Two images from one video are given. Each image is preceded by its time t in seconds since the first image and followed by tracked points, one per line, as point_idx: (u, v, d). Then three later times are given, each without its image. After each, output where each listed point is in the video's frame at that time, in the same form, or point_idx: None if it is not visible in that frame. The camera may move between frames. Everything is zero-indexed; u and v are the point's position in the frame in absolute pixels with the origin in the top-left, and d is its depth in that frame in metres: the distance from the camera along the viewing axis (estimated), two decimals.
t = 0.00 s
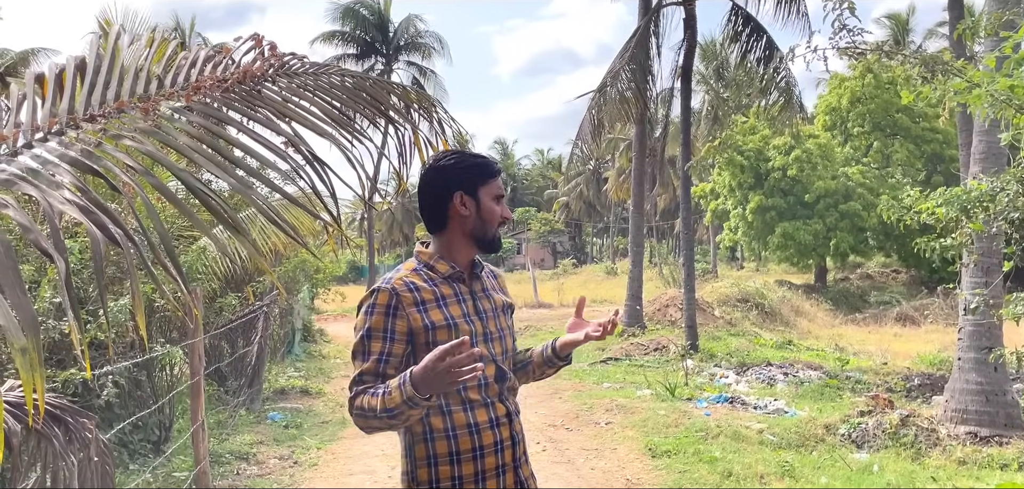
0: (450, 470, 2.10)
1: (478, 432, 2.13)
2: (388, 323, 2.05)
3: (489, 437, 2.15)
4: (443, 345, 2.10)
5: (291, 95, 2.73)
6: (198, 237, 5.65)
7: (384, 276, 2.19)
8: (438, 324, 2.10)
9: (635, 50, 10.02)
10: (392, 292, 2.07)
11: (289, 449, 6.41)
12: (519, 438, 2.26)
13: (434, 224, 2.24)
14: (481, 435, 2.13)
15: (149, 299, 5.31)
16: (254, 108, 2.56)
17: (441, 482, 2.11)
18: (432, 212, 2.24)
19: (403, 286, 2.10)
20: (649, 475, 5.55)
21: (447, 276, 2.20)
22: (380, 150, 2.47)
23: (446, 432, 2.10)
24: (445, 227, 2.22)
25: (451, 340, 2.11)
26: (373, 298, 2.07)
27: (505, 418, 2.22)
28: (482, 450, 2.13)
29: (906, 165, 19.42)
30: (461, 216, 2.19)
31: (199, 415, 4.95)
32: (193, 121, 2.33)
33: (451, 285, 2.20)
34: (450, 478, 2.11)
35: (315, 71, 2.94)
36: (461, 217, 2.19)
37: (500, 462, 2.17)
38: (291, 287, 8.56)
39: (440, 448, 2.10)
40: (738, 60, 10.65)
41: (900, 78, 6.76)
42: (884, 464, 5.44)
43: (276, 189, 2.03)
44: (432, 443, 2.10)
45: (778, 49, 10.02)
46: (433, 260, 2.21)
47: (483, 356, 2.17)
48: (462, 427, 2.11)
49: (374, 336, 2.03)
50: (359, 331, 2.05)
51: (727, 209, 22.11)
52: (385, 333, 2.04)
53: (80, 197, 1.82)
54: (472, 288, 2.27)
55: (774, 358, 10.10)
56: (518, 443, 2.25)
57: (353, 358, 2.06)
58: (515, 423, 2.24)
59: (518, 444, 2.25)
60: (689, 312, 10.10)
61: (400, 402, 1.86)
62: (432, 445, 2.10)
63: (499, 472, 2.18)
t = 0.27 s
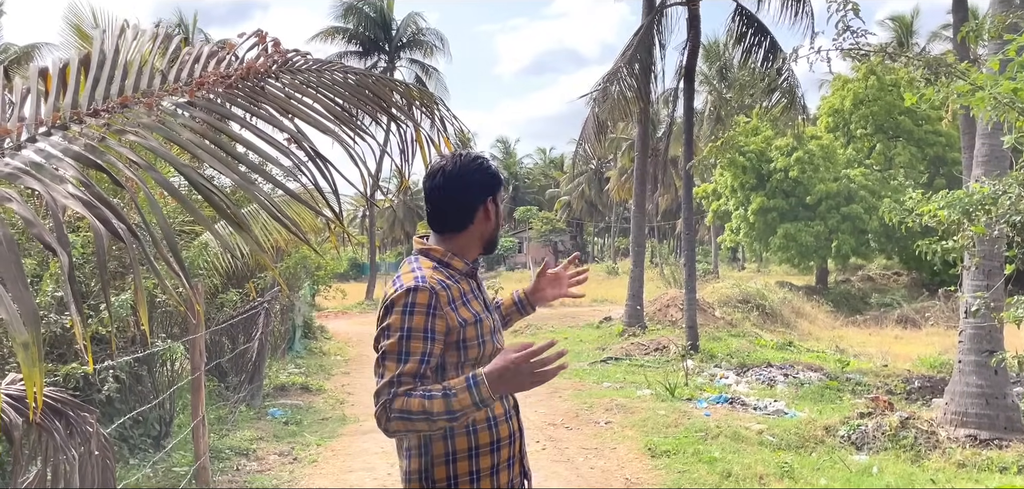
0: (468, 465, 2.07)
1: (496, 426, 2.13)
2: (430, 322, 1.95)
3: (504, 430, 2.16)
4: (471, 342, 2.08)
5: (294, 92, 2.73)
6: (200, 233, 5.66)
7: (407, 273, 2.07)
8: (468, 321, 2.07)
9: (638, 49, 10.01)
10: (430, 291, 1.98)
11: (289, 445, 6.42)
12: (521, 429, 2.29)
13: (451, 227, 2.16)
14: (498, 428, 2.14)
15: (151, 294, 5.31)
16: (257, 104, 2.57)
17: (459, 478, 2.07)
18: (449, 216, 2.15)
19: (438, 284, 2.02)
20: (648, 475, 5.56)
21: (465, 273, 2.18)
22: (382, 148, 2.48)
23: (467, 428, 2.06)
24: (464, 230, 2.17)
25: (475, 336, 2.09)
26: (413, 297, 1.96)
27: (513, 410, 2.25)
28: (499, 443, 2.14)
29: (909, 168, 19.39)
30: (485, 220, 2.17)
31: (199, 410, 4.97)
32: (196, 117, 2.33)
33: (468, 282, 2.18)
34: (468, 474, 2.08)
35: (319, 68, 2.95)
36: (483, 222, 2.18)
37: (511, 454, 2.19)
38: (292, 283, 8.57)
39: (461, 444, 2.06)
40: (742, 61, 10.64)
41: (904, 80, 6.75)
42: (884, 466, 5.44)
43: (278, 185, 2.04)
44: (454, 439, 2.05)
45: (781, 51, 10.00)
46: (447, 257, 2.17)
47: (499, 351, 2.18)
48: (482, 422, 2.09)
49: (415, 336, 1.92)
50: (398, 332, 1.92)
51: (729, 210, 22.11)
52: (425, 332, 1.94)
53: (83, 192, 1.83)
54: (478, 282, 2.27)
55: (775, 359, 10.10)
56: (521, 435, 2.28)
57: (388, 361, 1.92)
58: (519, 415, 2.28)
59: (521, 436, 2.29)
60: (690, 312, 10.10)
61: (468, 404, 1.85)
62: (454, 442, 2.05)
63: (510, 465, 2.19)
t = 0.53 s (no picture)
0: (480, 462, 2.07)
1: (506, 422, 2.14)
2: (466, 320, 1.94)
3: (511, 426, 2.17)
4: (491, 339, 2.09)
5: (296, 90, 2.74)
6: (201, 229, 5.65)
7: (431, 272, 2.03)
8: (489, 319, 2.08)
9: (640, 49, 10.00)
10: (463, 290, 1.96)
11: (288, 442, 6.43)
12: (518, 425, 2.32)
13: (461, 227, 2.18)
14: (508, 424, 2.15)
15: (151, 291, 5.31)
16: (259, 101, 2.57)
17: (470, 476, 2.06)
18: (458, 217, 2.17)
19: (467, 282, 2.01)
20: (647, 474, 5.57)
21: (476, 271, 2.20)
22: (383, 145, 2.48)
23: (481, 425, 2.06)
24: (474, 229, 2.19)
25: (494, 333, 2.10)
26: (451, 295, 1.93)
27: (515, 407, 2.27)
28: (507, 440, 2.15)
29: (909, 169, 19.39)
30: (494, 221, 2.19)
31: (199, 406, 4.97)
32: (198, 114, 2.34)
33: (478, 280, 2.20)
34: (480, 471, 2.07)
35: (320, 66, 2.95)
36: (493, 221, 2.20)
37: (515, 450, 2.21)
38: (293, 280, 8.58)
39: (476, 442, 2.06)
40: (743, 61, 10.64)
41: (905, 81, 6.74)
42: (882, 468, 5.45)
43: (280, 183, 2.04)
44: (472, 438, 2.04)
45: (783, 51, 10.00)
46: (460, 256, 2.17)
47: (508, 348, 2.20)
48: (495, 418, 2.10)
49: (454, 334, 1.90)
50: (439, 332, 1.89)
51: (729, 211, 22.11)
52: (462, 331, 1.92)
53: (85, 188, 1.83)
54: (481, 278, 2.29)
55: (774, 360, 10.11)
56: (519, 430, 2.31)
57: (429, 362, 1.88)
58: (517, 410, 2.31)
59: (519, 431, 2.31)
60: (689, 312, 10.11)
61: (522, 397, 1.93)
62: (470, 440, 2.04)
63: (514, 461, 2.21)
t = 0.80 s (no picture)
0: (478, 462, 2.07)
1: (505, 424, 2.15)
2: (468, 319, 1.94)
3: (510, 427, 2.18)
4: (494, 340, 2.09)
5: (296, 89, 2.74)
6: (200, 227, 5.65)
7: (434, 272, 2.04)
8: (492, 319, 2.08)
9: (640, 49, 10.00)
10: (465, 290, 1.97)
11: (286, 441, 6.44)
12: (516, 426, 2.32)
13: (464, 228, 2.18)
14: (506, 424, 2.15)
15: (150, 288, 5.31)
16: (259, 101, 2.58)
17: (469, 476, 2.06)
18: (460, 216, 2.17)
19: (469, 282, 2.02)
20: (644, 474, 5.58)
21: (478, 272, 2.21)
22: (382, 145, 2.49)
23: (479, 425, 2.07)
24: (477, 230, 2.19)
25: (495, 334, 2.11)
26: (453, 295, 1.94)
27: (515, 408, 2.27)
28: (505, 441, 2.15)
29: (908, 170, 19.40)
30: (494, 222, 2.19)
31: (199, 405, 4.98)
32: (198, 113, 2.34)
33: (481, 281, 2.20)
34: (478, 471, 2.07)
35: (320, 65, 2.96)
36: (496, 221, 2.20)
37: (513, 452, 2.21)
38: (292, 279, 8.58)
39: (473, 442, 2.06)
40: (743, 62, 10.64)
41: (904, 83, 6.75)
42: (879, 469, 5.46)
43: (280, 182, 2.05)
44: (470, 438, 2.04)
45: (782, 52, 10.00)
46: (464, 256, 2.18)
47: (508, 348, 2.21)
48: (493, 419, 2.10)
49: (457, 334, 1.91)
50: (441, 331, 1.90)
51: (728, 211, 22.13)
52: (465, 330, 1.93)
53: (86, 187, 1.83)
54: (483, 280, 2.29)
55: (772, 361, 10.12)
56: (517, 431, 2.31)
57: (432, 361, 1.88)
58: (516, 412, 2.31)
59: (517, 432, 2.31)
60: (688, 313, 10.12)
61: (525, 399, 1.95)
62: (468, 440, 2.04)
63: (512, 462, 2.21)
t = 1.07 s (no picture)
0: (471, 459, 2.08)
1: (499, 421, 2.15)
2: (458, 315, 1.95)
3: (504, 425, 2.18)
4: (485, 337, 2.09)
5: (294, 89, 2.75)
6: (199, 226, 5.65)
7: (424, 268, 2.06)
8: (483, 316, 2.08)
9: (639, 49, 10.00)
10: (454, 285, 1.98)
11: (284, 439, 6.44)
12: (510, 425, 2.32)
13: (443, 223, 2.23)
14: (500, 422, 2.15)
15: (148, 287, 5.31)
16: (257, 100, 2.58)
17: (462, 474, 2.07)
18: (438, 211, 2.23)
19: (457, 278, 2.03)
20: (641, 473, 5.59)
21: (471, 269, 2.21)
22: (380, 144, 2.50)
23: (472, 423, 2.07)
24: (454, 226, 2.21)
25: (488, 331, 2.11)
26: (441, 291, 1.95)
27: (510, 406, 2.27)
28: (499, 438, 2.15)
29: (906, 171, 19.43)
30: (472, 215, 2.18)
31: (196, 403, 4.99)
32: (196, 112, 2.35)
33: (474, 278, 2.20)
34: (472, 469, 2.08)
35: (319, 64, 2.96)
36: (469, 218, 2.19)
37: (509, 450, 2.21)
38: (290, 278, 8.58)
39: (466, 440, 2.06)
40: (742, 62, 10.65)
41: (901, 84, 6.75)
42: (875, 468, 5.47)
43: (277, 181, 2.06)
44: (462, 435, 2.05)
45: (781, 52, 10.01)
46: (455, 254, 2.19)
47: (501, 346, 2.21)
48: (485, 417, 2.10)
49: (447, 328, 1.91)
50: (431, 326, 1.90)
51: (726, 211, 22.15)
52: (456, 325, 1.93)
53: (83, 185, 1.84)
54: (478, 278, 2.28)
55: (769, 360, 10.14)
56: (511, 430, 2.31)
57: (423, 357, 1.88)
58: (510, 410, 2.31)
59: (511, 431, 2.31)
60: (686, 312, 10.13)
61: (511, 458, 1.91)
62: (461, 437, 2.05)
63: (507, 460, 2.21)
